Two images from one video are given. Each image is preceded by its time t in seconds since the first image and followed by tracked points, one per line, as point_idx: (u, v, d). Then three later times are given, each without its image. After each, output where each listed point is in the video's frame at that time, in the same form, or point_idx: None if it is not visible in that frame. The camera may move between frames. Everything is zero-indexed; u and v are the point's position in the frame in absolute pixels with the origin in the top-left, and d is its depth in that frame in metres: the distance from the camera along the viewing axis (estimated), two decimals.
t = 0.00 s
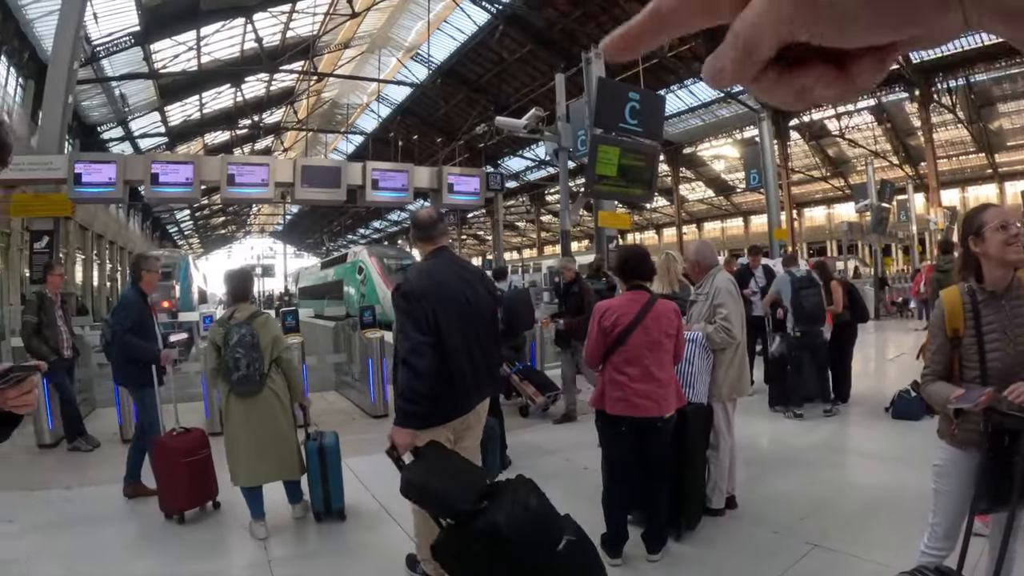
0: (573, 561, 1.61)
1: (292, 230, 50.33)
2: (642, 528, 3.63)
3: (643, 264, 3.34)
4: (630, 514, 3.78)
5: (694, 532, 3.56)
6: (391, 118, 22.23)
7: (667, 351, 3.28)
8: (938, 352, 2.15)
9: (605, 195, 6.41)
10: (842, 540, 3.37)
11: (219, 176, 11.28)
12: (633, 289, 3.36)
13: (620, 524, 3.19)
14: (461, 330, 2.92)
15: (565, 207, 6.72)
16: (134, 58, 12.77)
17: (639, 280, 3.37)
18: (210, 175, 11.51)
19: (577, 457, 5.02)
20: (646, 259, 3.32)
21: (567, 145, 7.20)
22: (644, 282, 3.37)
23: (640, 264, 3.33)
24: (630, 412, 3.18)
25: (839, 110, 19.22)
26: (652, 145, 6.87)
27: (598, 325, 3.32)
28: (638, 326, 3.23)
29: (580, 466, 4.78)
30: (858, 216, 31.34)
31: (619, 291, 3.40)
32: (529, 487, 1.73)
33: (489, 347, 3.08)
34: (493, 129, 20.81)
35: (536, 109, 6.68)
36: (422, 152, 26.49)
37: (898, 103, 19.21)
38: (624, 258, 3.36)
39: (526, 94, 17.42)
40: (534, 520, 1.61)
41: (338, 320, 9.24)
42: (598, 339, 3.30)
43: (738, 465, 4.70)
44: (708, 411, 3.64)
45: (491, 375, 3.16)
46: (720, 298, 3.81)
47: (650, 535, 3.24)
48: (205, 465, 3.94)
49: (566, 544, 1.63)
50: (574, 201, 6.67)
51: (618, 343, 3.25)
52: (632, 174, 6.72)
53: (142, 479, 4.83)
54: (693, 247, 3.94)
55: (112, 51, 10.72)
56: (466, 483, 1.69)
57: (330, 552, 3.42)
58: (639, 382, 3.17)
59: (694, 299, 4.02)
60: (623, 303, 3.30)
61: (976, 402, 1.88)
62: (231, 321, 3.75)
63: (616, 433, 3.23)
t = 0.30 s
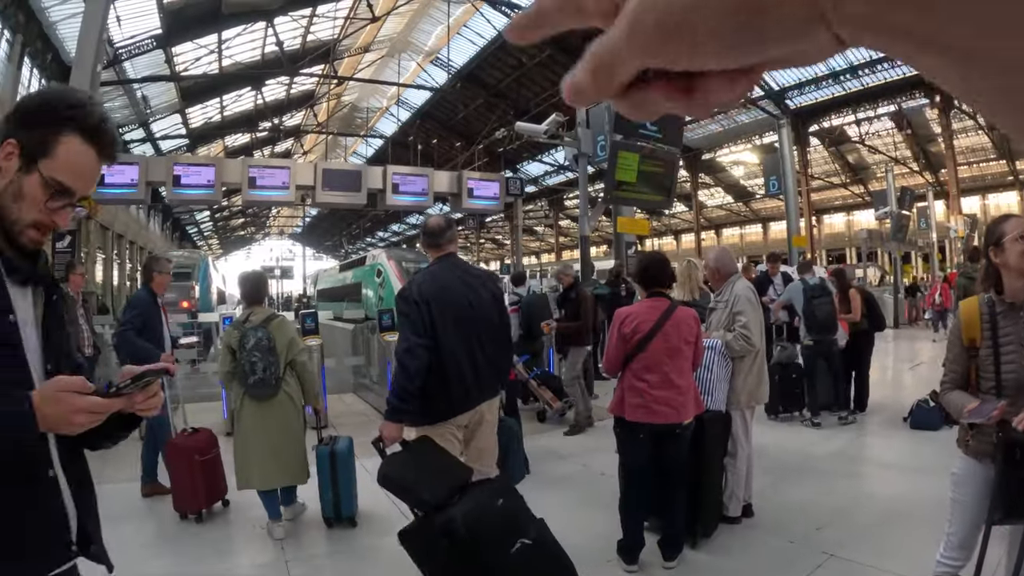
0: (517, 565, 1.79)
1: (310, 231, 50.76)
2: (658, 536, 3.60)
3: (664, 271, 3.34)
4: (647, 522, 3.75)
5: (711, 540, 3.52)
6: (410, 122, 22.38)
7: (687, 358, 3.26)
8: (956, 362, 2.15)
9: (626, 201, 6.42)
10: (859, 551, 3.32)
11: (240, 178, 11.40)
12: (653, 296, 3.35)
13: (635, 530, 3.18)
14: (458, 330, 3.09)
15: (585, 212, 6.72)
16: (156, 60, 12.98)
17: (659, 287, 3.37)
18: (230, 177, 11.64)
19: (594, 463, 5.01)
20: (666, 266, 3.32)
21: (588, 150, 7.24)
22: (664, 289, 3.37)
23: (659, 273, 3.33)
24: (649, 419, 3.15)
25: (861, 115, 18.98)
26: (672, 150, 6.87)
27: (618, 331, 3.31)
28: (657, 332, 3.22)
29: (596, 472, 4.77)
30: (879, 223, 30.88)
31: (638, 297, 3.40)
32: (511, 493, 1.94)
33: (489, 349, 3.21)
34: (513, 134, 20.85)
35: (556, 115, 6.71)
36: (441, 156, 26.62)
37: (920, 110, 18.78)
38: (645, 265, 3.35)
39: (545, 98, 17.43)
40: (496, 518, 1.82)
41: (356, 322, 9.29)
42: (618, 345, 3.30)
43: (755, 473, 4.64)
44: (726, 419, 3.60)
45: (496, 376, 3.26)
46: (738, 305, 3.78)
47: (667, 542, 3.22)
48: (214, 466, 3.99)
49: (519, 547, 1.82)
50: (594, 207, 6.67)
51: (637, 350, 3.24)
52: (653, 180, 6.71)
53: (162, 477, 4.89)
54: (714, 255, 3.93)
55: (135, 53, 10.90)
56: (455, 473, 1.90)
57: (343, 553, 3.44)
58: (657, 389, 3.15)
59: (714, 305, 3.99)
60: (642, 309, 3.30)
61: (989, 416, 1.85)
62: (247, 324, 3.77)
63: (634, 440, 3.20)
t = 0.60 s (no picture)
0: (472, 565, 1.77)
1: (312, 232, 50.81)
2: (658, 540, 3.60)
3: (666, 276, 3.33)
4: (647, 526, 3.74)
5: (710, 545, 3.51)
6: (412, 125, 22.41)
7: (688, 363, 3.26)
8: (959, 369, 2.17)
9: (627, 205, 6.42)
10: (858, 557, 3.31)
11: (243, 179, 11.40)
12: (653, 301, 3.34)
13: (635, 535, 3.16)
14: (467, 334, 3.13)
15: (587, 216, 6.73)
16: (159, 61, 13.04)
17: (661, 292, 3.36)
18: (233, 179, 11.63)
19: (593, 467, 5.00)
20: (667, 270, 3.30)
21: (590, 154, 7.23)
22: (665, 295, 3.36)
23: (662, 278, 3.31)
24: (649, 424, 3.14)
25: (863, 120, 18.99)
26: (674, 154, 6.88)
27: (618, 337, 3.31)
28: (658, 338, 3.21)
29: (596, 476, 4.76)
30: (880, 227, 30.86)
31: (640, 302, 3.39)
32: (489, 498, 1.90)
33: (496, 350, 3.24)
34: (515, 137, 20.87)
35: (558, 118, 6.73)
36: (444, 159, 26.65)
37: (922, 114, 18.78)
38: (646, 270, 3.35)
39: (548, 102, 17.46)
40: (453, 518, 1.79)
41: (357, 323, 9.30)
42: (618, 350, 3.30)
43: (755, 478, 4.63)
44: (727, 425, 3.59)
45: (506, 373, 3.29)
46: (740, 312, 3.78)
47: (667, 546, 3.20)
48: (208, 468, 3.99)
49: (473, 545, 1.79)
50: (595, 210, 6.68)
51: (638, 356, 3.23)
52: (655, 184, 6.72)
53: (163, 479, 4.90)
54: (714, 261, 3.93)
55: (137, 54, 10.92)
56: (437, 465, 1.93)
57: (343, 555, 3.44)
58: (658, 395, 3.15)
59: (715, 312, 4.00)
60: (643, 316, 3.29)
61: (992, 422, 1.85)
62: (249, 327, 3.77)
63: (635, 445, 3.19)
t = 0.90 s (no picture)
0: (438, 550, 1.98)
1: (312, 234, 50.81)
2: (655, 542, 3.59)
3: (664, 279, 3.30)
4: (645, 528, 3.73)
5: (708, 547, 3.50)
6: (412, 126, 22.43)
7: (687, 366, 3.25)
8: (959, 372, 2.17)
9: (626, 207, 6.43)
10: (855, 559, 3.31)
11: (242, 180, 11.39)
12: (651, 304, 3.34)
13: (633, 537, 3.15)
14: (481, 339, 3.15)
15: (587, 219, 6.73)
16: (159, 61, 13.06)
17: (659, 295, 3.35)
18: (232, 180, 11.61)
19: (591, 469, 5.00)
20: (667, 275, 3.28)
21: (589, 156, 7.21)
22: (663, 298, 3.35)
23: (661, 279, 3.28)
24: (648, 427, 3.14)
25: (861, 123, 19.02)
26: (674, 157, 6.89)
27: (618, 339, 3.30)
28: (657, 340, 3.21)
29: (595, 478, 4.74)
30: (879, 230, 30.90)
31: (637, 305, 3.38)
32: (469, 491, 2.10)
33: (508, 348, 3.26)
34: (514, 138, 20.90)
35: (557, 120, 6.74)
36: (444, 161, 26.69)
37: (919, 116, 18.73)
38: (645, 272, 3.33)
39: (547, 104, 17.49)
40: (426, 506, 2.02)
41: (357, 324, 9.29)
42: (616, 352, 3.29)
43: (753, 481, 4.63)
44: (724, 427, 3.58)
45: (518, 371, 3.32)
46: (738, 316, 3.78)
47: (665, 548, 3.19)
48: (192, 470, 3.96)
49: (437, 534, 2.00)
50: (595, 212, 6.69)
51: (637, 358, 3.22)
52: (654, 186, 6.72)
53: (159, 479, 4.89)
54: (713, 262, 3.93)
55: (137, 54, 10.93)
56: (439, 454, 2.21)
57: (341, 556, 3.43)
58: (656, 397, 3.14)
59: (713, 315, 3.99)
60: (642, 318, 3.29)
61: (991, 422, 1.87)
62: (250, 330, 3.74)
63: (633, 447, 3.19)
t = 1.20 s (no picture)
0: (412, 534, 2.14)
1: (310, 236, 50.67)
2: (651, 545, 3.59)
3: (661, 282, 3.30)
4: (641, 530, 3.73)
5: (704, 550, 3.51)
6: (411, 127, 22.41)
7: (682, 369, 3.25)
8: (957, 375, 2.17)
9: (623, 209, 6.43)
10: (850, 562, 3.32)
11: (240, 181, 11.37)
12: (648, 307, 3.33)
13: (629, 539, 3.16)
14: (478, 341, 3.16)
15: (585, 221, 6.73)
16: (158, 61, 13.04)
17: (656, 298, 3.35)
18: (230, 181, 11.60)
19: (587, 471, 5.00)
20: (664, 277, 3.28)
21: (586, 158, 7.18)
22: (660, 300, 3.35)
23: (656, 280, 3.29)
24: (643, 430, 3.15)
25: (859, 126, 19.02)
26: (671, 159, 6.91)
27: (615, 341, 3.29)
28: (654, 343, 3.21)
29: (591, 480, 4.74)
30: (876, 233, 30.93)
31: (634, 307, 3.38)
32: (450, 484, 2.25)
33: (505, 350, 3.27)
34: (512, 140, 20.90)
35: (555, 122, 6.74)
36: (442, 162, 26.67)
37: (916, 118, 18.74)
38: (642, 275, 3.33)
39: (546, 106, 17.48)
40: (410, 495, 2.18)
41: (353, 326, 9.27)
42: (612, 355, 3.29)
43: (750, 483, 4.63)
44: (720, 430, 3.58)
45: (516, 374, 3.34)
46: (734, 319, 3.77)
47: (661, 550, 3.19)
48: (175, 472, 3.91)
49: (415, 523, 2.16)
50: (592, 214, 6.70)
51: (633, 361, 3.22)
52: (652, 189, 6.73)
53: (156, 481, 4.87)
54: (711, 265, 3.92)
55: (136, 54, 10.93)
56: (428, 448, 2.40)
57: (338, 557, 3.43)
58: (652, 400, 3.15)
59: (709, 317, 3.99)
60: (637, 321, 3.28)
61: (986, 422, 1.90)
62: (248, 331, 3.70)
63: (629, 450, 3.19)
